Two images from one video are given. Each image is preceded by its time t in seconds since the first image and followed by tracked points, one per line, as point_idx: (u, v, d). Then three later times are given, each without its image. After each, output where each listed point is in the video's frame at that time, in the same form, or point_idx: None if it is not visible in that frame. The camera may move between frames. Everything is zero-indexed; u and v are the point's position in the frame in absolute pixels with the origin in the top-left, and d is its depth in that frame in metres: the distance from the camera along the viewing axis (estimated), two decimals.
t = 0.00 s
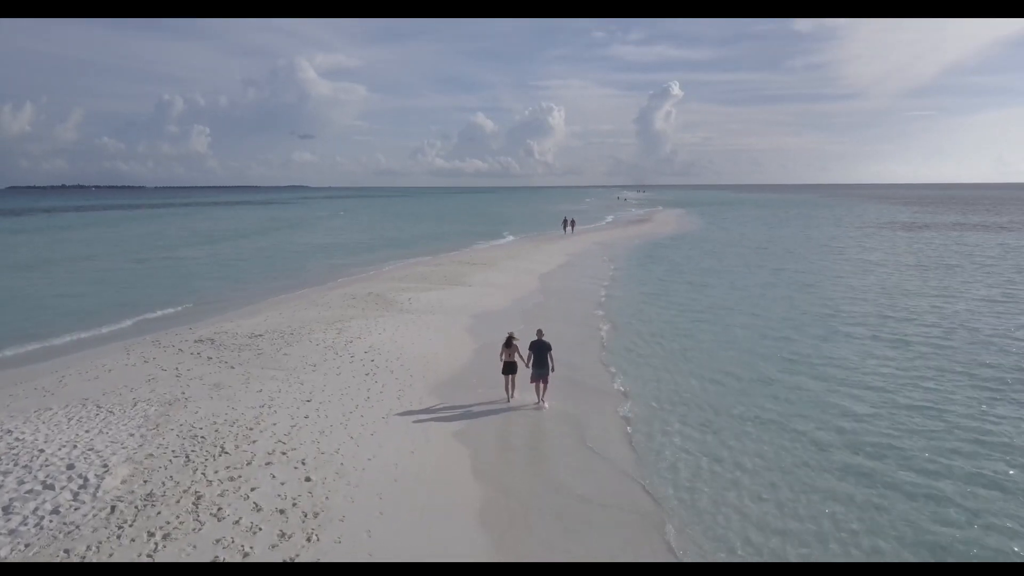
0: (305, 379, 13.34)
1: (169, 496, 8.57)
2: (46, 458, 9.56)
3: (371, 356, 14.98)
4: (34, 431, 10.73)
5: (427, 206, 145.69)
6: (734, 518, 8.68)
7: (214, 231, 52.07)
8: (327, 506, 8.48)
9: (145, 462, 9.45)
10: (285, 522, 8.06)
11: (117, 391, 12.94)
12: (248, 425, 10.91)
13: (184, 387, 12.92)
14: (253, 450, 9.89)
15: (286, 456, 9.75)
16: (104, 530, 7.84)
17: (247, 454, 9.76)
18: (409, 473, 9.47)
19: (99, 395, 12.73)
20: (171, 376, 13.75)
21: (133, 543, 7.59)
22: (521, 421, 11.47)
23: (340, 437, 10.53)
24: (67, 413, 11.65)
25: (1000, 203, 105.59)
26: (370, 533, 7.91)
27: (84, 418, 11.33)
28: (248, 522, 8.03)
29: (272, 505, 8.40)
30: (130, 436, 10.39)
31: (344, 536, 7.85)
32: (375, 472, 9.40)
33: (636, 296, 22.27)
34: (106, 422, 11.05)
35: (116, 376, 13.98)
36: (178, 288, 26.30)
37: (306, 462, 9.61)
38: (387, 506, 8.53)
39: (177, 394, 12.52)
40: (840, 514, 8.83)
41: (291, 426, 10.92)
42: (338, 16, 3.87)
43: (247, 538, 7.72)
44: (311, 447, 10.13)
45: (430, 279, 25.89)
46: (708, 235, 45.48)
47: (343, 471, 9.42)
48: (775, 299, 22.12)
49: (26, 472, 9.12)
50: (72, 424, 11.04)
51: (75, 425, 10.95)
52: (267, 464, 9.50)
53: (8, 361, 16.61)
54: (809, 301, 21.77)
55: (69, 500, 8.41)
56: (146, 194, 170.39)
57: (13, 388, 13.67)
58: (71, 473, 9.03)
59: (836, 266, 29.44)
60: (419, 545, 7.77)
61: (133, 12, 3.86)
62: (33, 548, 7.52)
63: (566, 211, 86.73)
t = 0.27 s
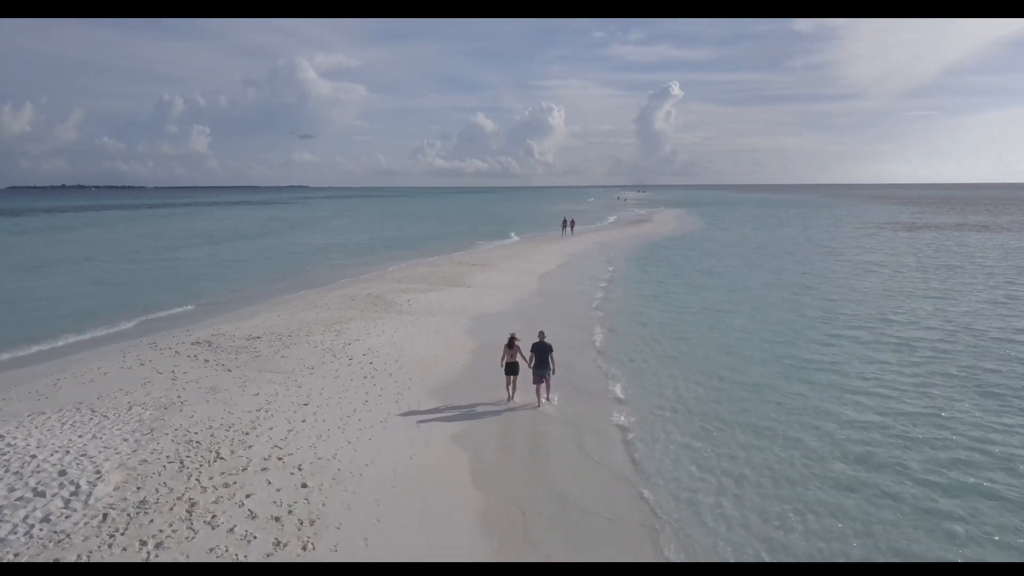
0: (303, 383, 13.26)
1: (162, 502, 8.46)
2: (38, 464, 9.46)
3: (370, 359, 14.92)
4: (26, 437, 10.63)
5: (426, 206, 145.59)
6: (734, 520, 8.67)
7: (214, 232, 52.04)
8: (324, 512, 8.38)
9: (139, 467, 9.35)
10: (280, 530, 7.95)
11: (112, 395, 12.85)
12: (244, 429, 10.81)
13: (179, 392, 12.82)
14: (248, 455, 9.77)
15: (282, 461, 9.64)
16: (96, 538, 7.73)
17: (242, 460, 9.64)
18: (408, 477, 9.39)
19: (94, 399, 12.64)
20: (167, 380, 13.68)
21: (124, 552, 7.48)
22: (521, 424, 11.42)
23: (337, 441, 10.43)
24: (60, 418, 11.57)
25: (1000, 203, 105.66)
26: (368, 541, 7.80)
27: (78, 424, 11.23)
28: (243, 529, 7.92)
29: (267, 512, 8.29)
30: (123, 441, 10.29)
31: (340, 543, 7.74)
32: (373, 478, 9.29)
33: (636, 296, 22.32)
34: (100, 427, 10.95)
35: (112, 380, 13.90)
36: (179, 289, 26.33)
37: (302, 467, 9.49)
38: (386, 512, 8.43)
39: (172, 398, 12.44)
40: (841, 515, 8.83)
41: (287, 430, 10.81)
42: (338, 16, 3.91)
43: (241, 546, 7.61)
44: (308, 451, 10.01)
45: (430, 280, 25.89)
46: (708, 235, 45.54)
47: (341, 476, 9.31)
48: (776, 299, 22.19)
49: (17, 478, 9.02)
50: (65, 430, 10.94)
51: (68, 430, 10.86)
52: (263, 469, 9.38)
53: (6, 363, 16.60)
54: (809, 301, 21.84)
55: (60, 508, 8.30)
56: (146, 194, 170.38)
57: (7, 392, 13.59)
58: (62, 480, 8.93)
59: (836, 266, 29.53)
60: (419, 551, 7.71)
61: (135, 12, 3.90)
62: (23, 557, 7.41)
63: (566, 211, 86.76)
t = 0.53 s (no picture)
0: (301, 386, 13.22)
1: (155, 509, 8.40)
2: (31, 469, 9.41)
3: (368, 361, 14.89)
4: (20, 441, 10.58)
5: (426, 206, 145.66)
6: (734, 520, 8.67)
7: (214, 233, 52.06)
8: (320, 518, 8.32)
9: (133, 473, 9.30)
10: (275, 538, 7.89)
11: (107, 398, 12.80)
12: (240, 433, 10.75)
13: (175, 395, 12.77)
14: (244, 460, 9.72)
15: (278, 466, 9.59)
16: (88, 546, 7.68)
17: (238, 465, 9.58)
18: (406, 482, 9.33)
19: (90, 402, 12.60)
20: (163, 382, 13.64)
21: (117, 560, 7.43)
22: (520, 425, 11.40)
23: (335, 445, 10.37)
24: (55, 421, 11.52)
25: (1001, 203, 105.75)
26: (364, 548, 7.74)
27: (73, 427, 11.18)
28: (237, 537, 7.86)
29: (262, 519, 8.23)
30: (118, 446, 10.24)
31: (336, 551, 7.68)
32: (370, 483, 9.22)
33: (637, 297, 22.35)
34: (95, 431, 10.91)
35: (108, 382, 13.86)
36: (179, 291, 26.35)
37: (299, 472, 9.43)
38: (383, 518, 8.37)
39: (168, 401, 12.39)
40: (840, 515, 8.83)
41: (284, 434, 10.74)
42: (337, 16, 3.97)
43: (236, 554, 7.55)
44: (305, 456, 9.95)
45: (430, 281, 25.92)
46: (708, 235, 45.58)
47: (337, 481, 9.25)
48: (776, 299, 22.23)
49: (9, 484, 8.97)
50: (60, 433, 10.90)
51: (62, 434, 10.81)
52: (259, 474, 9.32)
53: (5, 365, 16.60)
54: (809, 301, 21.88)
55: (52, 514, 8.25)
56: (145, 194, 170.40)
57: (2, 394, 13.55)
58: (54, 485, 8.88)
59: (836, 266, 29.57)
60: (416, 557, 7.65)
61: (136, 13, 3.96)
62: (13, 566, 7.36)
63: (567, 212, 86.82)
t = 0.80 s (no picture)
0: (298, 389, 13.12)
1: (147, 517, 8.27)
2: (21, 476, 9.30)
3: (366, 364, 14.83)
4: (12, 447, 10.47)
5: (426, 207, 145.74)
6: (734, 525, 8.63)
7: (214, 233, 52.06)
8: (315, 525, 8.18)
9: (125, 480, 9.18)
10: (269, 545, 7.75)
11: (101, 403, 12.71)
12: (235, 438, 10.62)
13: (170, 399, 12.67)
14: (239, 465, 9.59)
15: (274, 472, 9.45)
16: (77, 554, 7.55)
17: (233, 470, 9.46)
18: (405, 487, 9.21)
19: (84, 407, 12.51)
20: (159, 387, 13.55)
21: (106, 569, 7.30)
22: (520, 427, 11.34)
23: (332, 450, 10.24)
24: (48, 427, 11.43)
25: (1001, 203, 105.99)
26: (362, 555, 7.60)
27: (65, 433, 11.09)
28: (230, 545, 7.72)
29: (256, 527, 8.09)
30: (111, 452, 10.13)
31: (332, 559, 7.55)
32: (369, 488, 9.09)
33: (636, 298, 22.39)
34: (88, 437, 10.80)
35: (102, 387, 13.78)
36: (179, 292, 26.36)
37: (295, 478, 9.30)
38: (380, 525, 8.24)
39: (163, 406, 12.29)
40: (841, 519, 8.84)
41: (280, 439, 10.62)
42: (338, 16, 4.00)
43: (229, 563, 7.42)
44: (301, 461, 9.81)
45: (429, 282, 25.95)
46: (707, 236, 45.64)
47: (334, 487, 9.10)
48: (775, 299, 22.28)
49: None
50: (52, 439, 10.80)
51: (55, 440, 10.71)
52: (254, 480, 9.19)
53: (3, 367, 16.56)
54: (808, 302, 21.93)
55: (42, 522, 8.13)
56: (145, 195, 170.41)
57: None
58: (45, 492, 8.76)
59: (835, 267, 29.65)
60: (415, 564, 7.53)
61: (136, 12, 3.98)
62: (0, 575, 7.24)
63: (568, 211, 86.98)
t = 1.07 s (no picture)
0: (295, 393, 13.08)
1: (139, 524, 8.22)
2: (13, 482, 9.24)
3: (364, 367, 14.80)
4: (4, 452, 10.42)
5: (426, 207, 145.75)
6: (733, 527, 8.60)
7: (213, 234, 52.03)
8: (310, 533, 8.13)
9: (117, 485, 9.13)
10: (262, 554, 7.69)
11: (95, 406, 12.68)
12: (230, 443, 10.58)
13: (165, 403, 12.62)
14: (234, 471, 9.55)
15: (269, 478, 9.41)
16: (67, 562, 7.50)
17: (227, 476, 9.41)
18: (401, 492, 9.17)
19: (78, 410, 12.47)
20: (154, 390, 13.50)
21: None
22: (519, 431, 11.30)
23: (328, 455, 10.20)
24: (41, 431, 11.37)
25: (1002, 204, 106.35)
26: (357, 560, 7.54)
27: (58, 437, 11.04)
28: (223, 554, 7.67)
29: (250, 535, 8.04)
30: (104, 457, 10.08)
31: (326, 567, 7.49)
32: (365, 494, 9.04)
33: (636, 299, 22.38)
34: (81, 442, 10.76)
35: (97, 390, 13.74)
36: (178, 293, 26.33)
37: (290, 484, 9.25)
38: (376, 532, 8.19)
39: (157, 410, 12.24)
40: (841, 519, 8.82)
41: (276, 443, 10.58)
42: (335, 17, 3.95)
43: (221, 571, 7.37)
44: (296, 467, 9.77)
45: (429, 283, 25.94)
46: (708, 236, 45.62)
47: (330, 493, 9.06)
48: (775, 300, 22.26)
49: None
50: (45, 444, 10.76)
51: (47, 445, 10.66)
52: (249, 486, 9.14)
53: None
54: (808, 302, 21.92)
55: (32, 529, 8.07)
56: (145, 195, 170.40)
57: None
58: (36, 499, 8.71)
59: (835, 267, 29.64)
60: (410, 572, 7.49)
61: (132, 13, 3.94)
62: None
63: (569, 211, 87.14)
